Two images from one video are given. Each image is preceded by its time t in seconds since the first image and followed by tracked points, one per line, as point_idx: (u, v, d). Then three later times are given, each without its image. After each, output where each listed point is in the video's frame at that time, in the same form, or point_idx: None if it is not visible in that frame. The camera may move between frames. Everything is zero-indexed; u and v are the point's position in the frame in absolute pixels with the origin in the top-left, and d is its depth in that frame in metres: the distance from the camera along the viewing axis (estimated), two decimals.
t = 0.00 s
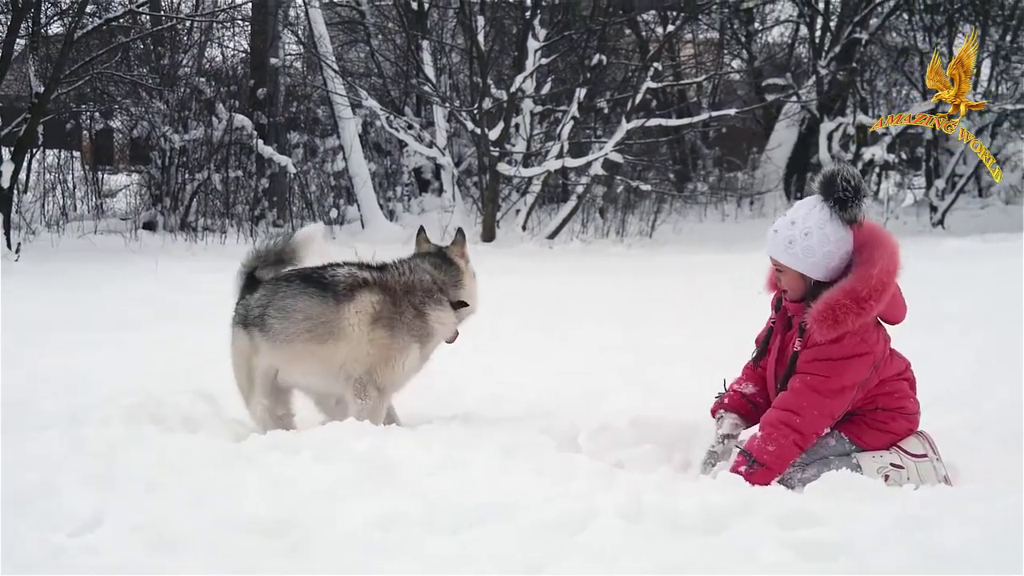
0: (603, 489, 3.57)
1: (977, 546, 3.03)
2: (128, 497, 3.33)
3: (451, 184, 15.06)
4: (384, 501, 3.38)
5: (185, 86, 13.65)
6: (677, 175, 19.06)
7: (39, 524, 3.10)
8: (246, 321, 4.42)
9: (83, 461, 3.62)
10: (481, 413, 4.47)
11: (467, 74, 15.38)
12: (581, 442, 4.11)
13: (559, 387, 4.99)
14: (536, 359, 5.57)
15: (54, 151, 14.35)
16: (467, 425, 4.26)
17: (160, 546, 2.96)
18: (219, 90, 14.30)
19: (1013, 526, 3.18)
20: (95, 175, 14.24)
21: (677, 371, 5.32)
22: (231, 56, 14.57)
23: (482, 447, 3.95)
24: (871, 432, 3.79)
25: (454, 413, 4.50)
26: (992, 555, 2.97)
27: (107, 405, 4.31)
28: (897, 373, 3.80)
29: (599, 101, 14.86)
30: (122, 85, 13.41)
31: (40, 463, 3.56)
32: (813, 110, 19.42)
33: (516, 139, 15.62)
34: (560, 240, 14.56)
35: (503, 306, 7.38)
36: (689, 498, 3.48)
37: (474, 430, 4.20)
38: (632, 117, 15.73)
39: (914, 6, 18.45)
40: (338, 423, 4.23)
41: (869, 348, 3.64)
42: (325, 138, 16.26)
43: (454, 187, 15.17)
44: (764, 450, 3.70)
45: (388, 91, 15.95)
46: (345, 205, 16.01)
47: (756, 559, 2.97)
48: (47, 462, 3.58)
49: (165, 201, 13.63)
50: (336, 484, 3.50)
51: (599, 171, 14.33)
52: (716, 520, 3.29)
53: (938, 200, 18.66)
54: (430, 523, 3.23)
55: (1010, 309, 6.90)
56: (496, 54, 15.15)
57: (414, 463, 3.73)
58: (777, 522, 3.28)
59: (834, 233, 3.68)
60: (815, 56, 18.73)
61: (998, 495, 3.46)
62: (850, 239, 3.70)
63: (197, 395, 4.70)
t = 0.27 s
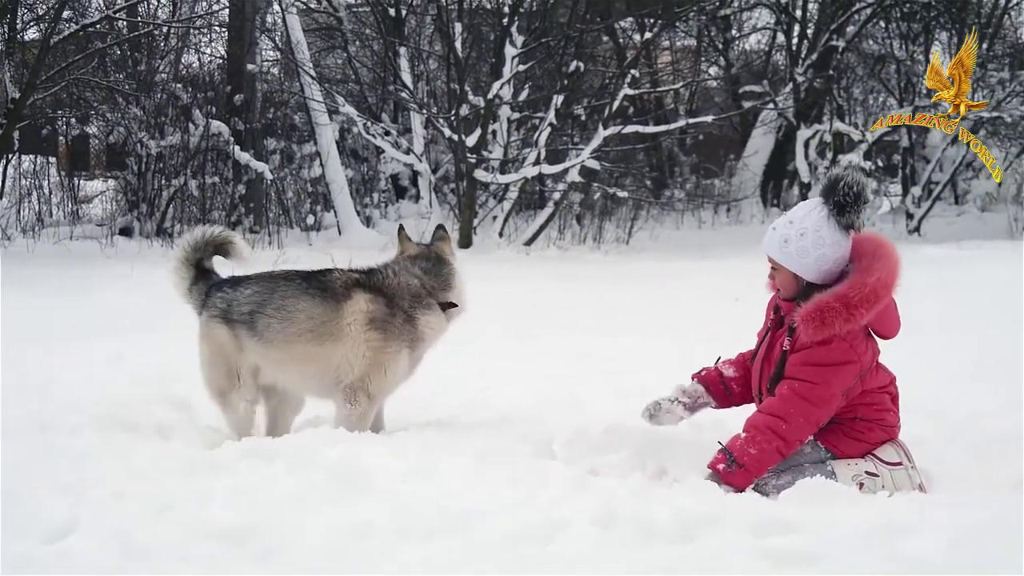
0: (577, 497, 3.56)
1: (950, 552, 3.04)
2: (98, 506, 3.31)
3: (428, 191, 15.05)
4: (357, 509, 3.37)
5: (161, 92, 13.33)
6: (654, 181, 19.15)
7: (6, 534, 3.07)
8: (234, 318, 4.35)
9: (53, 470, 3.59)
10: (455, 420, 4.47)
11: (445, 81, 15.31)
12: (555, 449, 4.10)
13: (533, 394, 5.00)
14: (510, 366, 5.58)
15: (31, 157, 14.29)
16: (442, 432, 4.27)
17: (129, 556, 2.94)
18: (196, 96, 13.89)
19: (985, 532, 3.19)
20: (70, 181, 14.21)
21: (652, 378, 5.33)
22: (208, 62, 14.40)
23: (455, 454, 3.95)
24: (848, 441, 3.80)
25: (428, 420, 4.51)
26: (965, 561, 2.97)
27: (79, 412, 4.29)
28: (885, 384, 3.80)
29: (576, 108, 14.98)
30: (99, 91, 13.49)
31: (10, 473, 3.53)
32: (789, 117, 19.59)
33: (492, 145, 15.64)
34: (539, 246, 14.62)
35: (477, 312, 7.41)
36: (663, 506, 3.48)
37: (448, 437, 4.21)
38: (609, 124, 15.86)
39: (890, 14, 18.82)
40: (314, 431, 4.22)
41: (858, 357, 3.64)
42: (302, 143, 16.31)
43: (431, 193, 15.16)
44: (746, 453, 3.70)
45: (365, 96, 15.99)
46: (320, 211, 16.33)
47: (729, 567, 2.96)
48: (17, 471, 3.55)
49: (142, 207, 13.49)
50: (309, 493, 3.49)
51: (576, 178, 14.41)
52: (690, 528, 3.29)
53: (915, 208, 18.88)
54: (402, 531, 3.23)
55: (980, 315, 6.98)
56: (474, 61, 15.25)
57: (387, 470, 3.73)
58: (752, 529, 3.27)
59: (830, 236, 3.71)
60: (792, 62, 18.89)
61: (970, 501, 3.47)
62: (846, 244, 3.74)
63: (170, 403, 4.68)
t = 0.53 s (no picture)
0: (557, 502, 3.55)
1: (930, 556, 3.03)
2: (76, 511, 3.30)
3: (408, 195, 15.02)
4: (336, 514, 3.37)
5: (143, 96, 13.41)
6: (636, 186, 19.25)
7: None
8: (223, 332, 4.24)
9: (31, 475, 3.58)
10: (436, 425, 4.48)
11: (426, 85, 15.31)
12: (535, 453, 4.10)
13: (514, 399, 5.01)
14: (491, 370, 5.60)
15: (12, 159, 14.55)
16: (423, 437, 4.27)
17: (105, 562, 2.92)
18: (178, 100, 13.95)
19: (965, 535, 3.19)
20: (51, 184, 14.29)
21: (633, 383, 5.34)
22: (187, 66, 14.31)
23: (436, 459, 3.95)
24: (827, 444, 3.81)
25: (409, 425, 4.51)
26: (944, 564, 2.97)
27: (58, 417, 4.28)
28: (867, 389, 3.82)
29: (557, 113, 15.05)
30: (81, 95, 13.53)
31: None
32: (770, 122, 19.75)
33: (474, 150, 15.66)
34: (521, 251, 14.66)
35: (457, 317, 7.43)
36: (643, 511, 3.47)
37: (429, 442, 4.21)
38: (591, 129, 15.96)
39: (871, 19, 19.09)
40: (296, 435, 4.21)
41: (843, 360, 3.65)
42: (283, 147, 16.23)
43: (412, 197, 15.13)
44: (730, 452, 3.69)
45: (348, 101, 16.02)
46: (302, 216, 16.45)
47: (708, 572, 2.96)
48: None
49: (122, 211, 13.66)
50: (289, 497, 3.49)
51: (558, 182, 14.47)
52: (670, 533, 3.28)
53: (896, 213, 19.19)
54: (380, 535, 3.22)
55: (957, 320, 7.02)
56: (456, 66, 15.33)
57: (367, 475, 3.73)
58: (733, 534, 3.26)
59: (820, 237, 3.70)
60: (773, 67, 19.06)
61: (950, 505, 3.48)
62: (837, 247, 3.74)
63: (150, 407, 4.66)
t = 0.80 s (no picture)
0: (539, 505, 3.55)
1: (912, 557, 3.04)
2: (56, 514, 3.28)
3: (391, 198, 15.00)
4: (318, 515, 3.37)
5: (125, 97, 13.45)
6: (619, 189, 19.30)
7: None
8: (200, 356, 4.13)
9: (11, 478, 3.57)
10: (418, 427, 4.49)
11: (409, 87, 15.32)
12: (516, 457, 4.10)
13: (496, 402, 5.03)
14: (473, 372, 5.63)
15: None
16: (406, 440, 4.29)
17: (85, 565, 2.91)
18: (160, 101, 13.95)
19: (946, 536, 3.20)
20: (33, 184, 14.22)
21: (615, 386, 5.36)
22: (171, 68, 14.43)
23: (418, 461, 3.96)
24: (808, 446, 3.82)
25: (391, 428, 4.53)
26: (926, 565, 2.98)
27: (39, 420, 4.27)
28: (850, 389, 3.83)
29: (539, 116, 15.09)
30: (63, 96, 13.36)
31: None
32: (753, 125, 19.84)
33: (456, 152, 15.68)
34: (504, 254, 14.70)
35: (438, 319, 7.46)
36: (625, 514, 3.47)
37: (412, 444, 4.22)
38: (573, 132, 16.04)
39: (854, 23, 19.25)
40: (279, 438, 4.21)
41: (827, 357, 3.65)
42: (266, 150, 16.62)
43: (395, 200, 15.12)
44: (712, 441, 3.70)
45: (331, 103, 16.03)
46: (285, 218, 16.73)
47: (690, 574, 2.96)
48: None
49: (105, 213, 13.62)
50: (271, 499, 3.49)
51: (540, 185, 14.50)
52: (652, 535, 3.27)
53: (878, 216, 19.74)
54: (362, 536, 3.22)
55: (934, 322, 7.08)
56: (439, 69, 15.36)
57: (349, 477, 3.74)
58: (715, 536, 3.26)
59: (810, 235, 3.69)
60: (757, 71, 19.14)
61: (930, 508, 3.49)
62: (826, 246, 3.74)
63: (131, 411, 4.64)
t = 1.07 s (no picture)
0: (531, 509, 3.55)
1: (904, 561, 3.03)
2: (47, 517, 3.28)
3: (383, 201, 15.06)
4: (311, 518, 3.37)
5: (118, 100, 13.45)
6: (611, 193, 19.35)
7: None
8: (189, 371, 4.07)
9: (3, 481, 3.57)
10: (411, 431, 4.50)
11: (401, 91, 15.35)
12: (508, 460, 4.11)
13: (488, 405, 5.04)
14: (465, 376, 5.64)
15: None
16: (398, 443, 4.29)
17: (77, 567, 2.91)
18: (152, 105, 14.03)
19: (938, 539, 3.19)
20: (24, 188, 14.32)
21: (608, 390, 5.37)
22: (162, 71, 14.61)
23: (411, 464, 3.96)
24: (800, 450, 3.81)
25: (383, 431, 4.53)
26: (917, 569, 2.98)
27: (32, 424, 4.27)
28: (841, 393, 3.83)
29: (531, 120, 15.10)
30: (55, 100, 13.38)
31: None
32: (745, 129, 19.90)
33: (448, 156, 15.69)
34: (496, 257, 14.71)
35: (430, 322, 7.48)
36: (618, 517, 3.48)
37: (404, 448, 4.22)
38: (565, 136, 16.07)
39: (846, 27, 19.30)
40: (271, 442, 4.21)
41: (818, 355, 3.64)
42: (258, 153, 16.52)
43: (386, 203, 15.10)
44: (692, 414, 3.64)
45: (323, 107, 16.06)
46: (277, 221, 16.80)
47: None
48: None
49: (97, 216, 13.63)
50: (263, 502, 3.49)
51: (532, 189, 14.51)
52: (643, 539, 3.27)
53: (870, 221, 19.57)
54: (353, 539, 3.22)
55: (925, 326, 7.10)
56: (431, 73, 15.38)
57: (341, 480, 3.74)
58: (708, 540, 3.26)
59: (814, 238, 3.71)
60: (748, 75, 19.21)
61: (922, 511, 3.49)
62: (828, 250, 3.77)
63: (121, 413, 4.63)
